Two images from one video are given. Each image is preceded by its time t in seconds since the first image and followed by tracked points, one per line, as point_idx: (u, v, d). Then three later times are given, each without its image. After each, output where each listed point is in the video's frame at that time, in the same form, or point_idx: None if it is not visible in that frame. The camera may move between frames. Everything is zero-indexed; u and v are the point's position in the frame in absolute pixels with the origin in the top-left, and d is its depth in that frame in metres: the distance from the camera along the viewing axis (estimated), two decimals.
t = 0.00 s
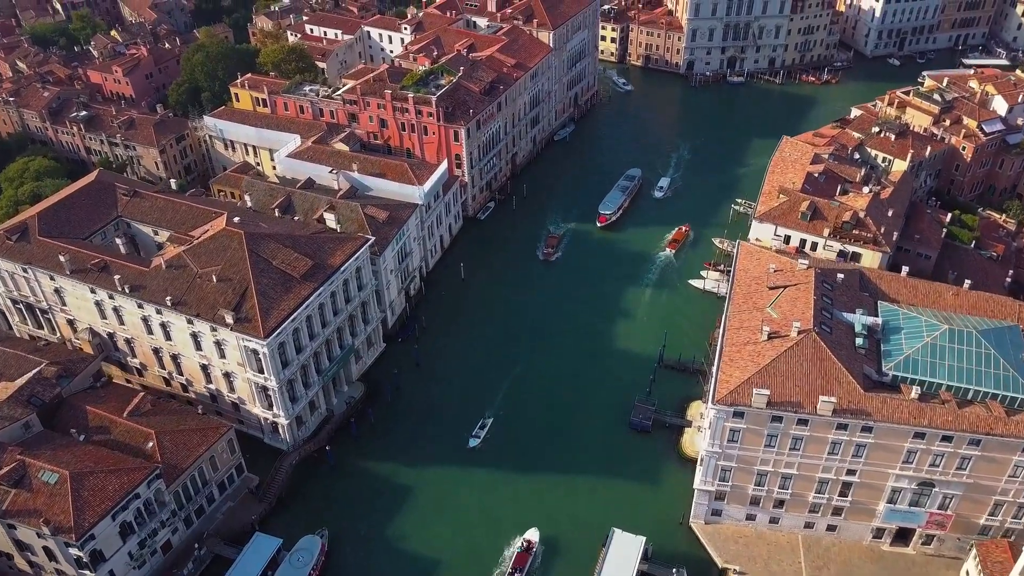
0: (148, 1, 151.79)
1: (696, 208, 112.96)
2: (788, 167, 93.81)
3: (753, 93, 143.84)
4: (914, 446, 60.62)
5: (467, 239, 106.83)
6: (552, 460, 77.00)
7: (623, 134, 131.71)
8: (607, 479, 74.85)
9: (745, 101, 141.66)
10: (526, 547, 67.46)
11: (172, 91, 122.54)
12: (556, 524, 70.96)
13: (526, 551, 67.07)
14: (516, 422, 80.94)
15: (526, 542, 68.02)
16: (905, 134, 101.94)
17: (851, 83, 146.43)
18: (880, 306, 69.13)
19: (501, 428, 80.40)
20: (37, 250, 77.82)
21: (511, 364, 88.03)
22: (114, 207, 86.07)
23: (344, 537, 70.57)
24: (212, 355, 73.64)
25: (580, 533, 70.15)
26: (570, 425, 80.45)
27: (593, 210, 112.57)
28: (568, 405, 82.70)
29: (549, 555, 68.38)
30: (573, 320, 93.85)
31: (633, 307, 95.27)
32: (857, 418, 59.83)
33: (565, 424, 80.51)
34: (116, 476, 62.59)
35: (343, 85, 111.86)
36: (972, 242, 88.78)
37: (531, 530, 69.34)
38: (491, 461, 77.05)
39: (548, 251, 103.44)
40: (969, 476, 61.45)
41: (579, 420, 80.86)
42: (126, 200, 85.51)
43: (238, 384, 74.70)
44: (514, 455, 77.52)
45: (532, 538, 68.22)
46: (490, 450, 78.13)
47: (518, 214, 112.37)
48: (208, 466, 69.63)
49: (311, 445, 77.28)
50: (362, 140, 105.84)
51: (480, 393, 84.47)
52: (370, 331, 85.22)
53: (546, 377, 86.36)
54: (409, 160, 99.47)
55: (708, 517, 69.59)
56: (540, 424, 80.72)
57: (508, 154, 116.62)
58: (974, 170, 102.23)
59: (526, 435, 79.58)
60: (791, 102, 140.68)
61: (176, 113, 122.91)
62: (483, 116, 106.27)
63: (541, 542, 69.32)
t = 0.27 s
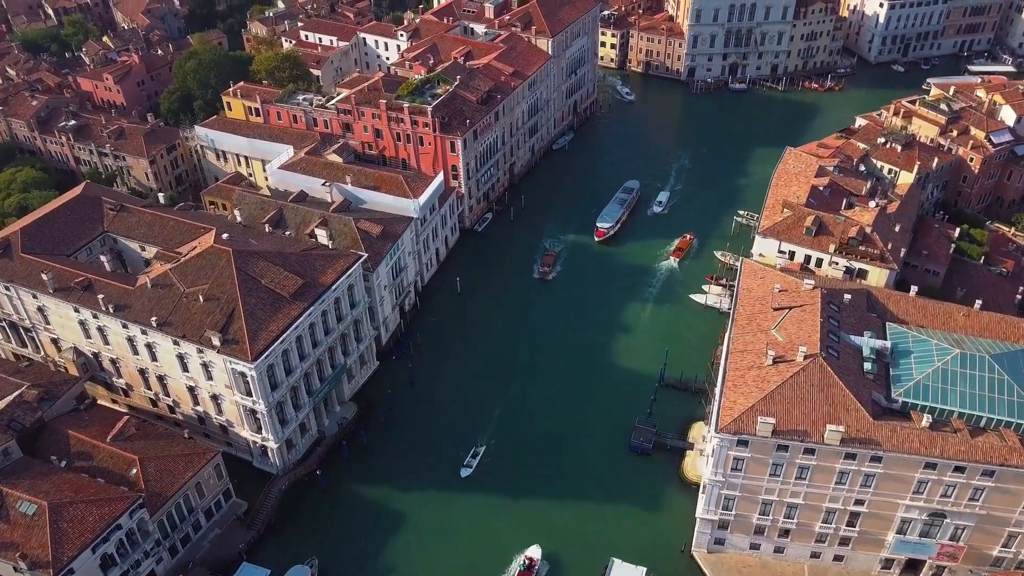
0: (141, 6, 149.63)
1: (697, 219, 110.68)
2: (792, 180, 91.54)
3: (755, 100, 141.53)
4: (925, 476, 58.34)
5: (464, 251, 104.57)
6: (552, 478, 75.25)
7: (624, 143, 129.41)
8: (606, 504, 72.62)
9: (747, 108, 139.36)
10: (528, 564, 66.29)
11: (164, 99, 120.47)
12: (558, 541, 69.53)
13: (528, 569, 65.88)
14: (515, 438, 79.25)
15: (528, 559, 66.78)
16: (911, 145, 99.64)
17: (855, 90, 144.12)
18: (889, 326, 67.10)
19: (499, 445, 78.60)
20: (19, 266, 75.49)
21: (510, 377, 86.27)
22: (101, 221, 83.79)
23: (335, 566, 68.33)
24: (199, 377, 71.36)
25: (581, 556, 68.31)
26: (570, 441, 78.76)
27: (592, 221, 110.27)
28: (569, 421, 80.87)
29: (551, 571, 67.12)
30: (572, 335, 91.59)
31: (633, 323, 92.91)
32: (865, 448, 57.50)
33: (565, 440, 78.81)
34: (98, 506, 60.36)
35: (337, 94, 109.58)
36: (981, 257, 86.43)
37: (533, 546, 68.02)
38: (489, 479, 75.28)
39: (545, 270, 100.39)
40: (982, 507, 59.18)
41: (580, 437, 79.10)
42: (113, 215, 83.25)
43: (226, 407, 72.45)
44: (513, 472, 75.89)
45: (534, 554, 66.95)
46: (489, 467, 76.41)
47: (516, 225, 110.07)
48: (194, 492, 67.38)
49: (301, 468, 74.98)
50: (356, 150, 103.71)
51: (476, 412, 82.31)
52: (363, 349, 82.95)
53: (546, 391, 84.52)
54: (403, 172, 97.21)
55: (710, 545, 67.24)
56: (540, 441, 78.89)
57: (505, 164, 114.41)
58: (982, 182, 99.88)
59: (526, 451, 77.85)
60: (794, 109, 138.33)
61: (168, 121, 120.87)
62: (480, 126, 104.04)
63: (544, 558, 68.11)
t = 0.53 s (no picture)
0: (135, 10, 147.78)
1: (698, 229, 108.77)
2: (796, 191, 89.60)
3: (757, 106, 139.56)
4: (935, 504, 56.42)
5: (460, 262, 102.71)
6: (551, 497, 73.57)
7: (624, 150, 127.57)
8: (606, 527, 70.71)
9: (749, 114, 137.46)
10: None
11: (157, 107, 119.00)
12: (560, 556, 68.46)
13: None
14: (515, 452, 77.90)
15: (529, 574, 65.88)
16: (917, 155, 97.67)
17: (858, 95, 142.15)
18: (896, 346, 65.42)
19: (496, 465, 76.72)
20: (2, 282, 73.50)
21: (508, 391, 84.61)
22: (88, 234, 81.80)
23: None
24: (187, 397, 69.45)
25: None
26: (570, 458, 77.11)
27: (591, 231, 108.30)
28: (569, 435, 79.40)
29: None
30: (571, 350, 89.64)
31: (633, 337, 90.96)
32: (874, 475, 55.52)
33: (566, 454, 77.49)
34: (80, 534, 58.40)
35: (332, 101, 107.70)
36: (989, 271, 84.43)
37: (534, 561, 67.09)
38: (488, 495, 73.84)
39: (541, 287, 97.53)
40: (994, 535, 57.30)
41: (580, 451, 77.67)
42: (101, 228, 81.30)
43: (215, 427, 70.51)
44: (514, 487, 74.54)
45: (535, 570, 66.05)
46: (489, 482, 75.04)
47: (514, 235, 108.17)
48: (182, 517, 65.43)
49: (292, 490, 73.08)
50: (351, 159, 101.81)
51: (473, 429, 80.44)
52: (356, 366, 81.00)
53: (545, 404, 83.00)
54: (399, 182, 95.34)
55: (713, 572, 65.31)
56: (539, 456, 77.41)
57: (503, 173, 112.49)
58: (989, 192, 97.94)
59: (525, 465, 76.48)
60: (797, 116, 136.26)
61: (161, 129, 119.47)
62: (477, 135, 102.08)
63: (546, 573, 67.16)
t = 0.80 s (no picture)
0: (127, 16, 145.57)
1: (700, 241, 106.52)
2: (800, 205, 87.42)
3: (759, 113, 137.37)
4: (947, 539, 54.23)
5: (457, 276, 100.53)
6: (548, 523, 71.36)
7: (624, 158, 125.42)
8: (605, 555, 68.49)
9: (750, 122, 135.23)
10: None
11: (148, 115, 117.10)
12: None
13: None
14: (514, 472, 76.07)
15: None
16: (924, 166, 95.41)
17: (862, 103, 139.96)
18: (906, 370, 63.27)
19: (492, 489, 74.53)
20: None
21: (505, 411, 82.41)
22: (72, 250, 79.47)
23: None
24: (172, 422, 67.19)
25: None
26: (568, 481, 74.97)
27: (590, 243, 106.02)
28: (568, 455, 77.43)
29: None
30: (570, 367, 87.38)
31: (633, 354, 88.69)
32: (884, 509, 53.27)
33: (566, 473, 75.83)
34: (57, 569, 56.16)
35: (325, 111, 105.55)
36: (1000, 288, 81.60)
37: None
38: (486, 518, 71.89)
39: (536, 307, 94.42)
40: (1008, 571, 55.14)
41: (581, 473, 75.68)
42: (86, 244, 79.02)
43: (201, 452, 68.23)
44: (512, 509, 72.67)
45: None
46: (486, 504, 73.16)
47: (511, 247, 105.93)
48: (166, 547, 63.16)
49: (282, 516, 70.85)
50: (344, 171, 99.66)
51: (468, 451, 78.23)
52: (348, 386, 78.79)
53: (544, 423, 80.99)
54: (393, 195, 93.13)
55: None
56: (538, 478, 75.40)
57: (501, 183, 110.29)
58: (998, 205, 95.60)
59: (522, 489, 74.33)
60: (799, 124, 133.96)
61: (152, 137, 117.42)
62: (474, 145, 99.84)
63: None
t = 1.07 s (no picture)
0: (119, 22, 143.30)
1: (701, 253, 104.16)
2: (804, 220, 85.12)
3: (761, 121, 135.11)
4: None
5: (453, 290, 98.24)
6: (545, 551, 69.04)
7: (624, 168, 123.12)
8: None
9: (752, 130, 132.99)
10: None
11: (138, 124, 114.57)
12: None
13: None
14: (511, 496, 73.88)
15: None
16: (931, 179, 93.04)
17: (866, 110, 137.74)
18: (915, 396, 60.97)
19: (488, 515, 72.22)
20: None
21: (502, 433, 80.11)
22: (56, 267, 77.21)
23: None
24: (156, 448, 64.87)
25: None
26: (566, 507, 72.68)
27: (588, 256, 103.62)
28: (567, 478, 75.28)
29: None
30: (569, 386, 85.05)
31: (634, 372, 86.36)
32: (896, 547, 50.93)
33: (566, 496, 73.67)
34: None
35: (319, 121, 103.34)
36: (1010, 305, 79.39)
37: None
38: (483, 544, 69.75)
39: (531, 329, 91.05)
40: None
41: (580, 496, 73.54)
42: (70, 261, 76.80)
43: (187, 479, 65.90)
44: (510, 535, 70.46)
45: None
46: (483, 530, 70.96)
47: (509, 260, 103.63)
48: None
49: (270, 544, 68.50)
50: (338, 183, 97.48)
51: (464, 475, 75.95)
52: (340, 408, 76.50)
53: (543, 444, 78.86)
54: (387, 208, 90.80)
55: None
56: (536, 502, 73.23)
57: (498, 194, 108.03)
58: (1007, 218, 93.26)
59: (519, 515, 72.04)
60: (802, 132, 131.70)
61: (143, 147, 115.32)
62: (470, 157, 97.50)
63: None
